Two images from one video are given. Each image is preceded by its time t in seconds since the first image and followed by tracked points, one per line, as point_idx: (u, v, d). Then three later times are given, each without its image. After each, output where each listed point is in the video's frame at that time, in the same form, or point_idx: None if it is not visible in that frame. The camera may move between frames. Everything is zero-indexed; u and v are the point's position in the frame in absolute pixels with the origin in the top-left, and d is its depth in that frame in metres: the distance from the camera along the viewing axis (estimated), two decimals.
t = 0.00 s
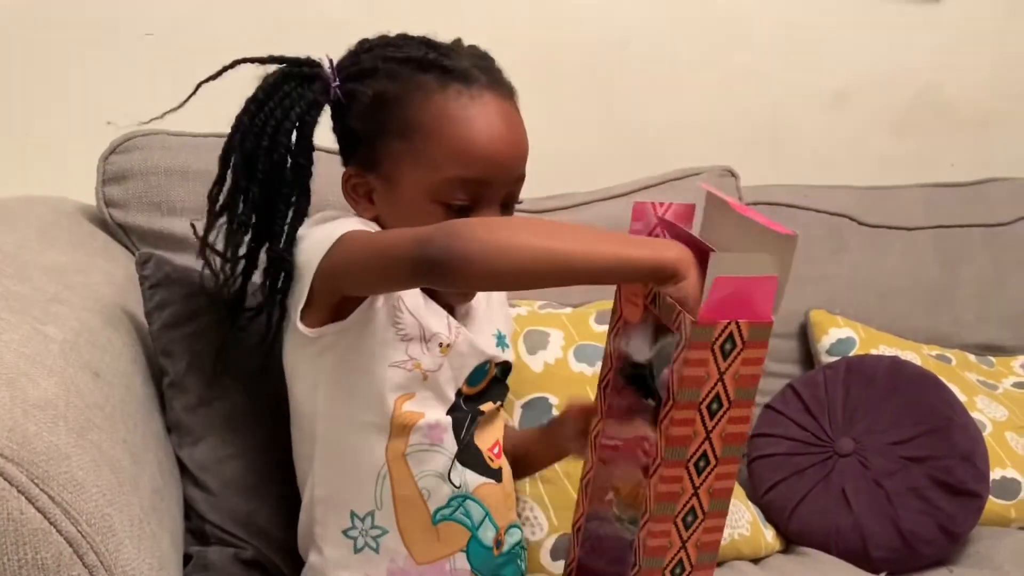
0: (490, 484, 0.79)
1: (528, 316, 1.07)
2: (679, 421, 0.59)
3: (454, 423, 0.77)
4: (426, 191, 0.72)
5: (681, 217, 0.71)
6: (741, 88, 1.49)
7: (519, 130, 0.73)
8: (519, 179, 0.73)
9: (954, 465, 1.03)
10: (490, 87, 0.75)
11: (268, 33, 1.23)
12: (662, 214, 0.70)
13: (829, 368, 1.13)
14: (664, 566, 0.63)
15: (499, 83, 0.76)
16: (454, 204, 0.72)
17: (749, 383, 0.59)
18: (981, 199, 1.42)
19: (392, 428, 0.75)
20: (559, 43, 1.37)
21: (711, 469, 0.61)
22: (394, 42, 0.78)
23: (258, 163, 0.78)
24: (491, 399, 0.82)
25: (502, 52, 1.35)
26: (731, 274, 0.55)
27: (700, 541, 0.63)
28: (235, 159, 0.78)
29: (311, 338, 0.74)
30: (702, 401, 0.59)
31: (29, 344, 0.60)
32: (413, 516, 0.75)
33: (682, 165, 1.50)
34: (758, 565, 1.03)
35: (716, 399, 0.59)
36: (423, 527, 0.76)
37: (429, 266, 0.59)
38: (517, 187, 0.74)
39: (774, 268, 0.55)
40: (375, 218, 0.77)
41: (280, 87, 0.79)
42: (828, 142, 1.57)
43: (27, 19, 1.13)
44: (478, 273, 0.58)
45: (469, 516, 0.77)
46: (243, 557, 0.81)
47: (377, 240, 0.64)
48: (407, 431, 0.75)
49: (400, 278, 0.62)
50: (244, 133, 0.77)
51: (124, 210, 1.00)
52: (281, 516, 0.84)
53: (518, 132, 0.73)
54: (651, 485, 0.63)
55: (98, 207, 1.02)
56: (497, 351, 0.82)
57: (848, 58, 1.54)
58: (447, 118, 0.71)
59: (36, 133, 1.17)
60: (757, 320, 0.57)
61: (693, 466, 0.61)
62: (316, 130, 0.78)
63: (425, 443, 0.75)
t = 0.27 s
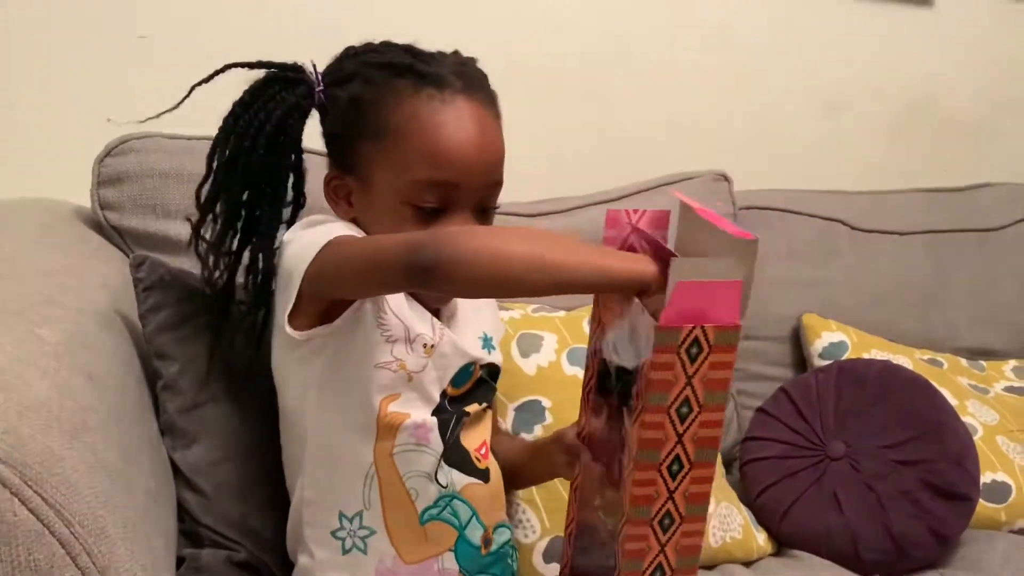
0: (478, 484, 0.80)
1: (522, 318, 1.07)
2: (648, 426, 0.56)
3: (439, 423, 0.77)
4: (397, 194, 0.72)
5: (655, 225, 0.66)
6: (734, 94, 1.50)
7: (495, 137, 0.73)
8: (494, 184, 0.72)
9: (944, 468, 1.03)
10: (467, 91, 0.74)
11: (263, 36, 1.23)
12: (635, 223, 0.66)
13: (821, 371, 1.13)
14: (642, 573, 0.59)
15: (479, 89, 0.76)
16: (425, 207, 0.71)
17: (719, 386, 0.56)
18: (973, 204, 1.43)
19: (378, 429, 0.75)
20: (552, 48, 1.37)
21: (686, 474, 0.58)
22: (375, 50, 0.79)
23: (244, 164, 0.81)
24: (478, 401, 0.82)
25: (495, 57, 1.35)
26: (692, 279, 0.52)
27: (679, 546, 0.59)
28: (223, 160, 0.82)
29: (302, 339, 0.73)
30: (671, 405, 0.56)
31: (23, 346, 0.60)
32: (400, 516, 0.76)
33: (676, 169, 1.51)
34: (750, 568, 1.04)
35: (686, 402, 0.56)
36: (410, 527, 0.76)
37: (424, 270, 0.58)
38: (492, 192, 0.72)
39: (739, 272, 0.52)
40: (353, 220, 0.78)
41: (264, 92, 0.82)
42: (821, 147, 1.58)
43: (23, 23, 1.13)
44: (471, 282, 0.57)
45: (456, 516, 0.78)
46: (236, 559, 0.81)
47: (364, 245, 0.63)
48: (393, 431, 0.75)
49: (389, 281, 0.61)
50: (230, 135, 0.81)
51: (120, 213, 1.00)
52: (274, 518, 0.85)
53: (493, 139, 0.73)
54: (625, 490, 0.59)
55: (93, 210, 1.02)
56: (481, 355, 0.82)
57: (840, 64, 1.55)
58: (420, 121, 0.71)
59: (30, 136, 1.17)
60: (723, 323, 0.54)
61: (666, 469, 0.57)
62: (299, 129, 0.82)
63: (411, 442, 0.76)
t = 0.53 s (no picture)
0: (471, 488, 0.80)
1: (516, 320, 1.07)
2: (614, 435, 0.56)
3: (435, 425, 0.77)
4: (390, 190, 0.72)
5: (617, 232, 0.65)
6: (726, 98, 1.51)
7: (482, 129, 0.72)
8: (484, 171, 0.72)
9: (935, 470, 1.04)
10: (451, 85, 0.74)
11: (256, 39, 1.23)
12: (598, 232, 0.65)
13: (812, 374, 1.14)
14: None
15: (462, 80, 0.76)
16: (418, 200, 0.71)
17: (683, 391, 0.56)
18: (963, 207, 1.44)
19: (376, 428, 0.75)
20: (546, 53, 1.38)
21: (655, 481, 0.57)
22: (356, 50, 0.79)
23: (237, 178, 0.80)
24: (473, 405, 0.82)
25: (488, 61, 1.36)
26: (644, 289, 0.51)
27: (656, 550, 0.58)
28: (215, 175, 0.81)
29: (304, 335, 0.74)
30: (636, 414, 0.56)
31: (14, 347, 0.60)
32: (394, 517, 0.76)
33: (669, 172, 1.51)
34: (741, 570, 1.04)
35: (650, 409, 0.56)
36: (404, 528, 0.76)
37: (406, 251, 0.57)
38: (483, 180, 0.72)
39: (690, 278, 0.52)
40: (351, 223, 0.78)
41: (253, 102, 0.81)
42: (812, 151, 1.59)
43: (16, 24, 1.13)
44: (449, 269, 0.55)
45: (449, 519, 0.78)
46: (228, 560, 0.81)
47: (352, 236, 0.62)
48: (389, 432, 0.75)
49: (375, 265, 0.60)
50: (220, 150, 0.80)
51: (112, 215, 1.00)
52: (266, 519, 0.85)
53: (481, 132, 0.72)
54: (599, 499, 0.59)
55: (86, 212, 1.02)
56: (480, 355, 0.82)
57: (832, 69, 1.56)
58: (404, 117, 0.71)
59: (23, 137, 1.17)
60: (683, 328, 0.53)
61: (636, 476, 0.57)
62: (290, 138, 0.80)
63: (407, 444, 0.76)
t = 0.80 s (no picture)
0: (472, 496, 0.80)
1: (510, 326, 1.07)
2: (607, 432, 0.55)
3: (436, 431, 0.77)
4: (387, 196, 0.72)
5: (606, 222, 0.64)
6: (719, 103, 1.51)
7: (485, 141, 0.72)
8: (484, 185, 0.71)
9: (928, 475, 1.04)
10: (458, 97, 0.73)
11: (249, 43, 1.23)
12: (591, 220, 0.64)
13: (806, 380, 1.14)
14: None
15: (469, 95, 0.75)
16: (415, 208, 0.71)
17: (676, 388, 0.56)
18: (956, 212, 1.44)
19: (375, 434, 0.75)
20: (539, 58, 1.38)
21: (648, 479, 0.57)
22: (367, 52, 0.78)
23: (237, 169, 0.79)
24: (474, 411, 0.82)
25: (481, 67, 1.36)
26: (634, 284, 0.52)
27: (647, 548, 0.58)
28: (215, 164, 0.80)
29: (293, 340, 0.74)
30: (629, 409, 0.55)
31: (6, 353, 0.60)
32: (394, 523, 0.76)
33: (663, 177, 1.51)
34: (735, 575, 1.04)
35: (643, 405, 0.55)
36: (404, 535, 0.76)
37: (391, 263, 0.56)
38: (482, 195, 0.72)
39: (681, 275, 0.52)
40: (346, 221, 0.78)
41: (258, 94, 0.80)
42: (805, 156, 1.59)
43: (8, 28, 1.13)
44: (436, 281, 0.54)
45: (450, 526, 0.78)
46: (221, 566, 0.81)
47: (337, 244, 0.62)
48: (390, 438, 0.75)
49: (362, 272, 0.60)
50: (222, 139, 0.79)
51: (106, 219, 1.00)
52: (260, 525, 0.85)
53: (484, 144, 0.71)
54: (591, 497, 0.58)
55: (79, 217, 1.02)
56: (479, 360, 0.82)
57: (824, 75, 1.56)
58: (408, 124, 0.71)
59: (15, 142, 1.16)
60: (673, 325, 0.54)
61: (629, 473, 0.56)
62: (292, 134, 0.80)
63: (408, 450, 0.76)
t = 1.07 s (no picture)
0: (468, 497, 0.80)
1: (506, 328, 1.07)
2: (608, 437, 0.55)
3: (429, 433, 0.77)
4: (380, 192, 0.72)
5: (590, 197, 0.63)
6: (714, 106, 1.51)
7: (476, 136, 0.73)
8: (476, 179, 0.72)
9: (925, 475, 1.04)
10: (446, 90, 0.75)
11: (244, 46, 1.23)
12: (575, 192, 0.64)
13: (802, 381, 1.14)
14: (622, 537, 0.55)
15: (456, 88, 0.76)
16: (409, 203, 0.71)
17: (673, 331, 0.55)
18: (951, 213, 1.44)
19: (369, 436, 0.75)
20: (534, 60, 1.38)
21: (650, 488, 0.56)
22: (353, 53, 0.79)
23: (227, 172, 0.79)
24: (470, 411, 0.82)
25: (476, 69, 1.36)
26: (633, 222, 0.52)
27: (656, 506, 0.56)
28: (205, 168, 0.79)
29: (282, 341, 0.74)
30: (629, 352, 0.54)
31: None
32: (390, 525, 0.75)
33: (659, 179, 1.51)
34: None
35: (642, 347, 0.55)
36: (399, 537, 0.76)
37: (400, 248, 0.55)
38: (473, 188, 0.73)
39: (675, 214, 0.53)
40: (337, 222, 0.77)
41: (244, 97, 0.80)
42: (801, 158, 1.59)
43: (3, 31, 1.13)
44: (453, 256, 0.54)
45: (446, 529, 0.78)
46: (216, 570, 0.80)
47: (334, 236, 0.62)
48: (384, 439, 0.76)
49: (366, 262, 0.60)
50: (211, 143, 0.79)
51: (100, 222, 1.00)
52: (255, 528, 0.84)
53: (476, 138, 0.72)
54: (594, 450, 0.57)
55: (74, 220, 1.01)
56: (475, 361, 0.81)
57: (818, 77, 1.57)
58: (399, 118, 0.71)
59: (9, 146, 1.16)
60: (669, 266, 0.54)
61: (632, 421, 0.55)
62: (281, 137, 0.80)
63: (401, 451, 0.76)
